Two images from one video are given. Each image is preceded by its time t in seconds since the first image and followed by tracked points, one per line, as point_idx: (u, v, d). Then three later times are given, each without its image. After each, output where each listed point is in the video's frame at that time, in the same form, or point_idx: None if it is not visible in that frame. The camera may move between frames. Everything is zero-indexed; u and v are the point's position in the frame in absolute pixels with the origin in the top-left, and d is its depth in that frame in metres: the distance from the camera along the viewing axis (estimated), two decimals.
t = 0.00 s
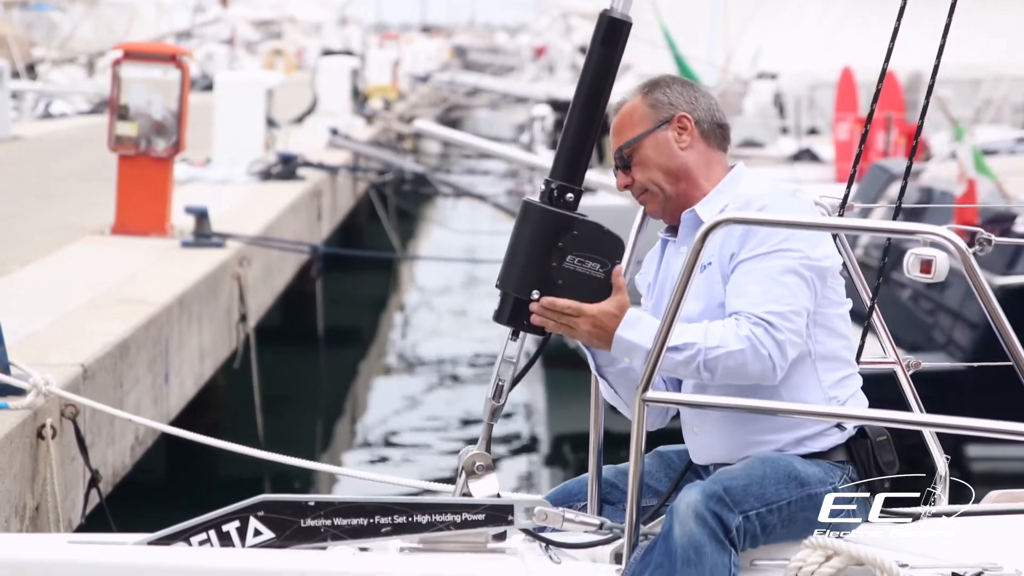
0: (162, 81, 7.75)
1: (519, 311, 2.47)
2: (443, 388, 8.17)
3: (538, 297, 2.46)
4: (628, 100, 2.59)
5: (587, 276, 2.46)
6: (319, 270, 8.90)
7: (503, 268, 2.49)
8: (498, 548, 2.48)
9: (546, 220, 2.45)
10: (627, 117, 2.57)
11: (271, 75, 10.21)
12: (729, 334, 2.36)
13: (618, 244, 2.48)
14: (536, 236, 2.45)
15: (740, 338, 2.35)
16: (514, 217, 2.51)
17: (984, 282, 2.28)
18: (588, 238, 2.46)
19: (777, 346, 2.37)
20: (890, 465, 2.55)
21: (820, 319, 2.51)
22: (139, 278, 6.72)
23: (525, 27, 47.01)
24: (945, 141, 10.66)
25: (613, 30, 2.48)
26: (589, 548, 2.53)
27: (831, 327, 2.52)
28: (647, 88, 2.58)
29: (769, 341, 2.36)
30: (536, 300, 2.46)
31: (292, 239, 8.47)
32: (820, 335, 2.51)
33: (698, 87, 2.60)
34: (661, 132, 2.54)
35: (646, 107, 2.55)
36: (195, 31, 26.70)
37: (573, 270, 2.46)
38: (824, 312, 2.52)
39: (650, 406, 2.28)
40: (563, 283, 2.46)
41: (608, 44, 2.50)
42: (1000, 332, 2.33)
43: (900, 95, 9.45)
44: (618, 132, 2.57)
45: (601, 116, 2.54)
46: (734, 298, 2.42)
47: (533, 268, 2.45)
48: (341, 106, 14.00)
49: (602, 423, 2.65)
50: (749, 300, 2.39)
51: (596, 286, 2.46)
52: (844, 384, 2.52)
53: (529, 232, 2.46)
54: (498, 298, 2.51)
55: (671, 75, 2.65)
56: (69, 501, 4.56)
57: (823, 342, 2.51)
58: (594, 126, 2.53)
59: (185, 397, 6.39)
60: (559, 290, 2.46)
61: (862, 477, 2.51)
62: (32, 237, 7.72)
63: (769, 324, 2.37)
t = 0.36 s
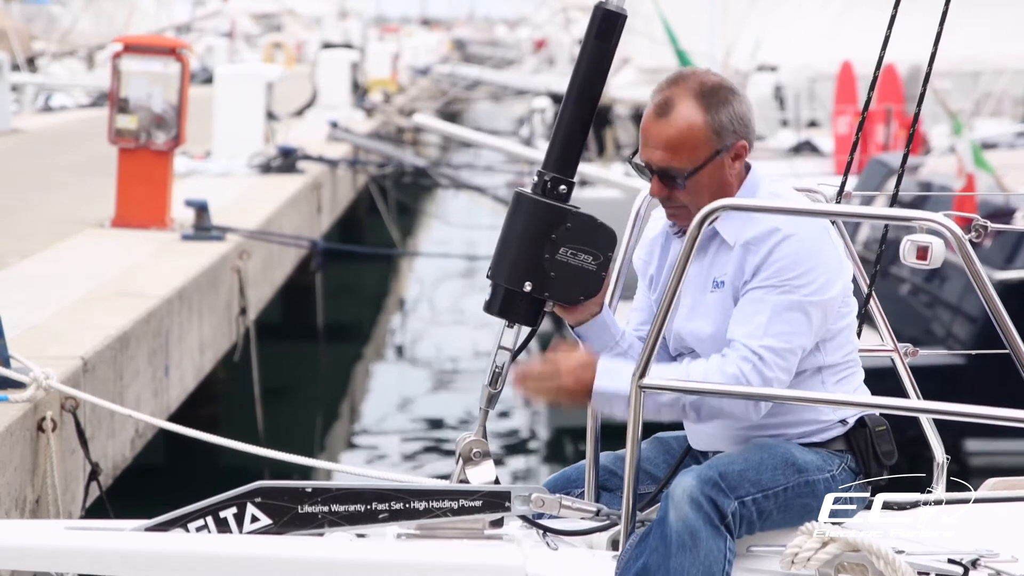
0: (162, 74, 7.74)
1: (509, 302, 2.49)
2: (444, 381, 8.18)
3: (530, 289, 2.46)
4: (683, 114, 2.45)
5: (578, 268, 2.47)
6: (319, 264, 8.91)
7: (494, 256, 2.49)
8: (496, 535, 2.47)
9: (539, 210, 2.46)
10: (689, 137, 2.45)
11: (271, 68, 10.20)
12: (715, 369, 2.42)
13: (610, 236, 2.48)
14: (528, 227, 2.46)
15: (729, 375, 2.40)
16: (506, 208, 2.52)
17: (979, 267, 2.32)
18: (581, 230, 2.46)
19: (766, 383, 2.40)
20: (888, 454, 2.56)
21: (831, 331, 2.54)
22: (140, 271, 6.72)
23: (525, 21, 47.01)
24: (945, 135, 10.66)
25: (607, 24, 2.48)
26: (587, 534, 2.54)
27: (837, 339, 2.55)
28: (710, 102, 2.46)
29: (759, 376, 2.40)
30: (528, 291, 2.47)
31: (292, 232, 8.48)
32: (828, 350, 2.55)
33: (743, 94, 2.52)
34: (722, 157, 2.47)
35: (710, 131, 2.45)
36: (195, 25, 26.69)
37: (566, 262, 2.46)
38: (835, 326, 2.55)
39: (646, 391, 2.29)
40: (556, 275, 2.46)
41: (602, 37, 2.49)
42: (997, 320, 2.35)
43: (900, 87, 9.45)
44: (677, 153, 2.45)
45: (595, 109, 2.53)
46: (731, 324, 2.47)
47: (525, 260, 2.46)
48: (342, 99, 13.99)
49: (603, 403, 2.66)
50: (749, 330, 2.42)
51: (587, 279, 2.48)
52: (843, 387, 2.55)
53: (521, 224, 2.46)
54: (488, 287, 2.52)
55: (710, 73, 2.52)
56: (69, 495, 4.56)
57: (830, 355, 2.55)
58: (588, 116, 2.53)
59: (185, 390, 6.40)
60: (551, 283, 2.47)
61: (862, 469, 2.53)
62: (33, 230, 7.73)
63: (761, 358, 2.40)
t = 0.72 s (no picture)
0: (162, 67, 7.72)
1: (506, 288, 2.49)
2: (444, 374, 8.19)
3: (527, 275, 2.47)
4: (677, 160, 2.43)
5: (574, 252, 2.47)
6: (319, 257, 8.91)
7: (493, 241, 2.49)
8: (495, 522, 2.48)
9: (536, 197, 2.45)
10: (680, 186, 2.44)
11: (270, 61, 10.19)
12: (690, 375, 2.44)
13: (608, 222, 2.47)
14: (524, 215, 2.45)
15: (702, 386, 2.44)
16: (503, 194, 2.52)
17: (982, 259, 2.32)
18: (578, 217, 2.45)
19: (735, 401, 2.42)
20: (885, 440, 2.58)
21: (820, 337, 2.55)
22: (139, 264, 6.71)
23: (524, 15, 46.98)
24: (945, 128, 10.67)
25: (604, 11, 2.49)
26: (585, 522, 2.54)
27: (828, 345, 2.56)
28: (702, 148, 2.44)
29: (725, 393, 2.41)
30: (526, 277, 2.47)
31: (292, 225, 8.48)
32: (817, 357, 2.56)
33: (737, 132, 2.50)
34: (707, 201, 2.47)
35: (701, 180, 2.44)
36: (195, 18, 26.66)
37: (563, 247, 2.47)
38: (826, 336, 2.56)
39: (645, 378, 2.29)
40: (553, 261, 2.47)
41: (599, 23, 2.50)
42: (996, 308, 2.35)
43: (899, 80, 9.45)
44: (668, 201, 2.45)
45: (592, 96, 2.53)
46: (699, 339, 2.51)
47: (522, 248, 2.46)
48: (341, 92, 13.97)
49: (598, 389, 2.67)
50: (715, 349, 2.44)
51: (585, 264, 2.49)
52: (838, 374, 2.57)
53: (517, 211, 2.46)
54: (487, 272, 2.52)
55: (705, 108, 2.48)
56: (69, 487, 4.56)
57: (821, 359, 2.56)
58: (583, 110, 2.53)
59: (185, 383, 6.41)
60: (548, 269, 2.48)
61: (858, 453, 2.55)
62: (32, 223, 7.73)
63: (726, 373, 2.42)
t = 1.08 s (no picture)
0: (162, 60, 7.72)
1: (506, 278, 2.50)
2: (444, 367, 8.20)
3: (528, 265, 2.47)
4: (673, 151, 2.43)
5: (575, 243, 2.47)
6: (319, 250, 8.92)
7: (493, 232, 2.49)
8: (495, 512, 2.48)
9: (536, 187, 2.45)
10: (676, 176, 2.44)
11: (270, 54, 10.19)
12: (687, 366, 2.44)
13: (607, 212, 2.47)
14: (524, 205, 2.46)
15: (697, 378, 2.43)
16: (503, 184, 2.52)
17: (983, 250, 2.32)
18: (579, 207, 2.45)
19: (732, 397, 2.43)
20: (884, 429, 2.58)
21: (819, 327, 2.56)
22: (139, 257, 6.71)
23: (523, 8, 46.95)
24: (945, 122, 10.68)
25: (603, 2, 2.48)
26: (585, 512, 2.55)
27: (827, 336, 2.57)
28: (696, 141, 2.44)
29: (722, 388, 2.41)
30: (526, 267, 2.47)
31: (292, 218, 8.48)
32: (814, 348, 2.56)
33: (734, 124, 2.50)
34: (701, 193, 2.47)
35: (696, 172, 2.44)
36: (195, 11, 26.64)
37: (564, 238, 2.47)
38: (823, 327, 2.56)
39: (645, 367, 2.29)
40: (553, 251, 2.47)
41: (599, 13, 2.49)
42: (996, 298, 2.36)
43: (900, 74, 9.46)
44: (663, 190, 2.45)
45: (592, 87, 2.53)
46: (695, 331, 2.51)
47: (523, 238, 2.46)
48: (342, 85, 13.96)
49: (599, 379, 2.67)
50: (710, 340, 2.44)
51: (585, 254, 2.49)
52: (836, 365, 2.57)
53: (518, 201, 2.46)
54: (487, 262, 2.53)
55: (702, 100, 2.48)
56: (69, 480, 4.57)
57: (819, 350, 2.57)
58: (583, 98, 2.53)
59: (186, 376, 6.41)
60: (549, 258, 2.48)
61: (858, 444, 2.55)
62: (32, 216, 7.73)
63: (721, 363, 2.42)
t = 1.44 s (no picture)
0: (162, 59, 7.72)
1: (509, 277, 2.50)
2: (445, 367, 8.20)
3: (531, 264, 2.47)
4: (678, 152, 2.43)
5: (577, 241, 2.48)
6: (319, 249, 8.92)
7: (494, 231, 2.49)
8: (496, 511, 2.49)
9: (538, 186, 2.45)
10: (680, 176, 2.44)
11: (270, 53, 10.19)
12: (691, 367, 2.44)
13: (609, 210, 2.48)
14: (526, 204, 2.46)
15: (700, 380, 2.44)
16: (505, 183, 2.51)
17: (985, 249, 2.32)
18: (581, 206, 2.45)
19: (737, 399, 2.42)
20: (887, 429, 2.59)
21: (823, 327, 2.56)
22: (139, 256, 6.71)
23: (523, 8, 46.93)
24: (946, 122, 10.69)
25: (604, 1, 2.47)
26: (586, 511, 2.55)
27: (830, 335, 2.57)
28: (701, 141, 2.44)
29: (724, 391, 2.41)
30: (528, 266, 2.47)
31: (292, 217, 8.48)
32: (819, 347, 2.57)
33: (739, 125, 2.49)
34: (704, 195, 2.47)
35: (701, 172, 2.44)
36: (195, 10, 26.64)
37: (566, 236, 2.47)
38: (828, 327, 2.56)
39: (647, 366, 2.29)
40: (556, 250, 2.47)
41: (601, 12, 2.49)
42: (999, 296, 2.36)
43: (901, 74, 9.46)
44: (667, 190, 2.45)
45: (593, 87, 2.53)
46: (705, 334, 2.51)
47: (525, 237, 2.46)
48: (342, 84, 13.95)
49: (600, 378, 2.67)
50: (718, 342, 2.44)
51: (587, 252, 2.49)
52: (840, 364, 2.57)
53: (519, 200, 2.46)
54: (489, 261, 2.52)
55: (708, 100, 2.47)
56: (70, 478, 4.57)
57: (822, 349, 2.57)
58: (585, 98, 2.53)
59: (186, 375, 6.41)
60: (551, 257, 2.48)
61: (860, 443, 2.55)
62: (32, 215, 7.72)
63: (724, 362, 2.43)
